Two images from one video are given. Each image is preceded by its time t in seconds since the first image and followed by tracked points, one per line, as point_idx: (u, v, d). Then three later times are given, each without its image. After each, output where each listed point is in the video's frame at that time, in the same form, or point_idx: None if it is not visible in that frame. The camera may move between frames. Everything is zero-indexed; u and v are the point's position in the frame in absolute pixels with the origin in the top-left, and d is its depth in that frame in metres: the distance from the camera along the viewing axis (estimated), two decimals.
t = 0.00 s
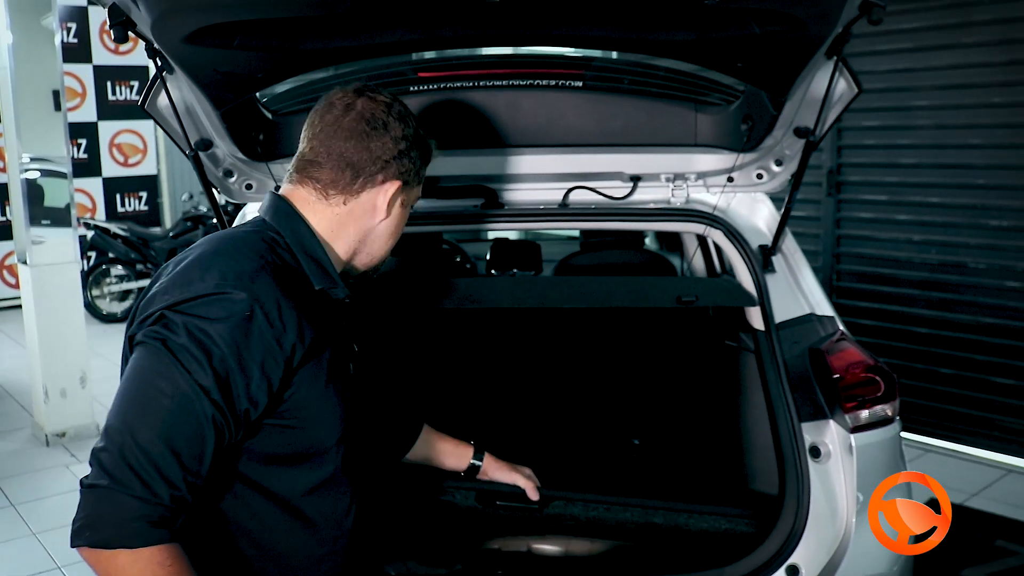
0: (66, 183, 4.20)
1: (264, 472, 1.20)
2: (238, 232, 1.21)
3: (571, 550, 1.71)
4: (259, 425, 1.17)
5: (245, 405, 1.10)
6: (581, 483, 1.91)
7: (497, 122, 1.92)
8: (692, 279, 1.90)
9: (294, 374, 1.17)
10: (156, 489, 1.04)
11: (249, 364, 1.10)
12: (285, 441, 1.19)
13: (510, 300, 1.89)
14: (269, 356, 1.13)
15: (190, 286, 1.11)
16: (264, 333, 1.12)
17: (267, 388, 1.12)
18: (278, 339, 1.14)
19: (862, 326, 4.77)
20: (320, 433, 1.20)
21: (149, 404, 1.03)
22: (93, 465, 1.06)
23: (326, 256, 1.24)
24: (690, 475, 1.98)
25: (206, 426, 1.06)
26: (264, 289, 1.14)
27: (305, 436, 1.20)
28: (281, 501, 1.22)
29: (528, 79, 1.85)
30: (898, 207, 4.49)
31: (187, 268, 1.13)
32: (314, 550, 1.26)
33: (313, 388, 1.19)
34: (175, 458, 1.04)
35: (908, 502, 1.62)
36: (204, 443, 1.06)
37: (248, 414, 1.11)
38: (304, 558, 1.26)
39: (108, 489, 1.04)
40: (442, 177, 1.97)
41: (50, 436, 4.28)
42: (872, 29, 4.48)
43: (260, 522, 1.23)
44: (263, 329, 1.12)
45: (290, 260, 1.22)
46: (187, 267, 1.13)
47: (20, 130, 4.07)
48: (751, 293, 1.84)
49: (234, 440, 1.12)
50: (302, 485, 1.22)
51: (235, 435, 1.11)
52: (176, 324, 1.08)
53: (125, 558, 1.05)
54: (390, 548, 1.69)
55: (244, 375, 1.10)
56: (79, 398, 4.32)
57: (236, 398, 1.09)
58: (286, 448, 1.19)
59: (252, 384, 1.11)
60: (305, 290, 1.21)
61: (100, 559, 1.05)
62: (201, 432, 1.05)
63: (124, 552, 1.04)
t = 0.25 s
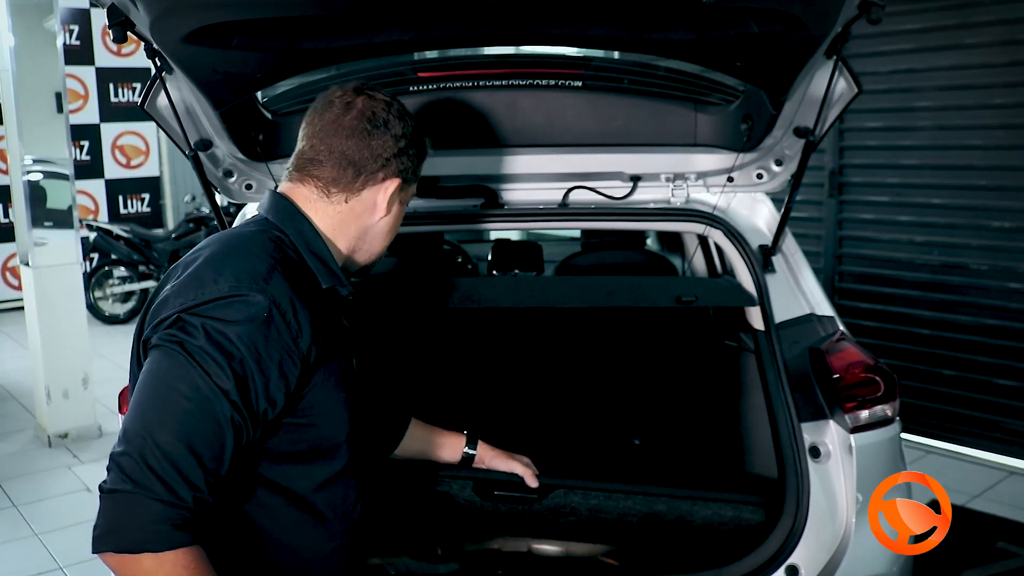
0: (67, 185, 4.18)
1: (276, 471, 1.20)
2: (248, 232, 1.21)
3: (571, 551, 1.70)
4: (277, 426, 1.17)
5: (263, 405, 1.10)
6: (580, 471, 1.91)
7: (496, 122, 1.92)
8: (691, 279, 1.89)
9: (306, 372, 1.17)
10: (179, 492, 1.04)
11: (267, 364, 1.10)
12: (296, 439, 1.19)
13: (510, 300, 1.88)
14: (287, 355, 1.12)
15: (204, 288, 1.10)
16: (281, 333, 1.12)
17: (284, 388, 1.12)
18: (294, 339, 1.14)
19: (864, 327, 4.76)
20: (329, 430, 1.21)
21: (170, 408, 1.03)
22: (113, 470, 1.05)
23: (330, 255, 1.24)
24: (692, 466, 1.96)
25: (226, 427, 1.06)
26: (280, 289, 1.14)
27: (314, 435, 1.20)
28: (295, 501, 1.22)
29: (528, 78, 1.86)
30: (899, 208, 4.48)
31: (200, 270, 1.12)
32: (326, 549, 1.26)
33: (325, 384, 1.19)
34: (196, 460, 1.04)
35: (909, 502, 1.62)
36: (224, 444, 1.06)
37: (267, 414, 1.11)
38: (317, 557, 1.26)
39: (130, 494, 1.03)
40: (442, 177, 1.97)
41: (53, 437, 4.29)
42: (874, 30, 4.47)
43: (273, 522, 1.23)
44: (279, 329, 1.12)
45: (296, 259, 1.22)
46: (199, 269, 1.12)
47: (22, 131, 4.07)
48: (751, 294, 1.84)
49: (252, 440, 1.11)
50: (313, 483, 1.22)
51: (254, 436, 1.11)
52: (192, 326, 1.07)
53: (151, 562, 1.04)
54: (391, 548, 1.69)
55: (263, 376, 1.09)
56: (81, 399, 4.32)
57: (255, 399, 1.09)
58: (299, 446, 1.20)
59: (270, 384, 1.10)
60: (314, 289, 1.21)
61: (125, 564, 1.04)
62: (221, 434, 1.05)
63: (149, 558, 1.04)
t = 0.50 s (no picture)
0: (69, 183, 4.18)
1: (274, 472, 1.20)
2: (238, 232, 1.21)
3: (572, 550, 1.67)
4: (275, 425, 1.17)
5: (259, 405, 1.10)
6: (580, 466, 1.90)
7: (497, 120, 1.92)
8: (692, 278, 1.88)
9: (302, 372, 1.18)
10: (177, 494, 1.04)
11: (261, 363, 1.10)
12: (294, 438, 1.20)
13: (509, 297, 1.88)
14: (281, 354, 1.13)
15: (196, 290, 1.10)
16: (274, 333, 1.12)
17: (279, 387, 1.12)
18: (288, 338, 1.14)
19: (866, 326, 4.76)
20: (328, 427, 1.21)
21: (166, 411, 1.03)
22: (110, 476, 1.05)
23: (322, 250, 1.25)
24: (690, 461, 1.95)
25: (222, 428, 1.06)
26: (273, 288, 1.14)
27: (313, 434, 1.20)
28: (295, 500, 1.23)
29: (528, 77, 1.84)
30: (901, 206, 4.48)
31: (192, 272, 1.12)
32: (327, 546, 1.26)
33: (322, 382, 1.20)
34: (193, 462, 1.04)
35: (908, 502, 1.61)
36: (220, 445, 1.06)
37: (262, 414, 1.11)
38: (319, 554, 1.26)
39: (128, 498, 1.03)
40: (443, 175, 1.98)
41: (55, 435, 4.30)
42: (875, 28, 4.47)
43: (273, 521, 1.23)
44: (273, 329, 1.12)
45: (288, 256, 1.22)
46: (190, 271, 1.12)
47: (24, 129, 4.08)
48: (751, 291, 1.84)
49: (249, 440, 1.12)
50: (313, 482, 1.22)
51: (250, 437, 1.11)
52: (185, 328, 1.07)
53: (152, 565, 1.04)
54: (391, 545, 1.70)
55: (257, 375, 1.10)
56: (83, 397, 4.34)
57: (250, 400, 1.09)
58: (297, 445, 1.20)
59: (264, 384, 1.11)
60: (307, 287, 1.22)
61: (127, 567, 1.05)
62: (217, 435, 1.06)
63: (151, 561, 1.04)
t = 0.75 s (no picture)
0: (71, 185, 4.19)
1: (262, 469, 1.21)
2: (232, 231, 1.22)
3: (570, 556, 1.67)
4: (258, 422, 1.18)
5: (242, 398, 1.10)
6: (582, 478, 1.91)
7: (497, 121, 1.93)
8: (694, 278, 1.88)
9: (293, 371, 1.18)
10: (156, 483, 1.03)
11: (245, 357, 1.10)
12: (283, 436, 1.20)
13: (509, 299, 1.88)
14: (266, 348, 1.12)
15: (185, 283, 1.11)
16: (260, 327, 1.12)
17: (264, 382, 1.12)
18: (275, 333, 1.14)
19: (867, 325, 4.76)
20: (320, 429, 1.21)
21: (147, 400, 1.03)
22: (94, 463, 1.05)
23: (321, 249, 1.25)
24: (691, 479, 1.97)
25: (204, 419, 1.05)
26: (260, 284, 1.14)
27: (303, 434, 1.20)
28: (283, 499, 1.23)
29: (527, 78, 1.84)
30: (902, 205, 4.48)
31: (182, 266, 1.13)
32: (312, 548, 1.26)
33: (314, 383, 1.20)
34: (173, 451, 1.03)
35: (908, 502, 1.61)
36: (201, 436, 1.05)
37: (246, 408, 1.11)
38: (303, 554, 1.26)
39: (107, 486, 1.02)
40: (443, 176, 1.98)
41: (58, 436, 4.31)
42: (876, 27, 4.47)
43: (258, 518, 1.23)
44: (259, 322, 1.12)
45: (284, 256, 1.23)
46: (182, 266, 1.13)
47: (26, 132, 4.09)
48: (752, 291, 1.85)
49: (233, 434, 1.11)
50: (301, 483, 1.22)
51: (234, 430, 1.10)
52: (171, 320, 1.08)
53: (128, 555, 1.03)
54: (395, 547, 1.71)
55: (242, 368, 1.09)
56: (86, 399, 4.34)
57: (234, 392, 1.09)
58: (285, 445, 1.20)
59: (249, 377, 1.10)
60: (299, 286, 1.22)
61: (103, 557, 1.03)
62: (199, 425, 1.05)
63: (126, 551, 1.03)
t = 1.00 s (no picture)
0: (74, 186, 4.20)
1: (257, 455, 1.21)
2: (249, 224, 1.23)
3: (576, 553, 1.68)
4: (251, 405, 1.17)
5: (239, 378, 1.09)
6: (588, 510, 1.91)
7: (499, 121, 1.93)
8: (696, 278, 1.88)
9: (292, 360, 1.17)
10: (146, 452, 1.02)
11: (245, 338, 1.10)
12: (280, 426, 1.19)
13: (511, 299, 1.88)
14: (267, 333, 1.12)
15: (195, 264, 1.12)
16: (262, 311, 1.12)
17: (261, 365, 1.12)
18: (276, 319, 1.13)
19: (870, 325, 4.75)
20: (314, 427, 1.20)
21: (144, 369, 1.03)
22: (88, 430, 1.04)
23: (336, 251, 1.26)
24: (704, 496, 1.98)
25: (199, 395, 1.05)
26: (266, 270, 1.15)
27: (299, 428, 1.20)
28: (277, 490, 1.23)
29: (528, 78, 1.85)
30: (904, 205, 4.48)
31: (194, 251, 1.14)
32: (305, 544, 1.26)
33: (314, 376, 1.19)
34: (165, 422, 1.03)
35: (908, 502, 1.60)
36: (195, 410, 1.05)
37: (242, 389, 1.10)
38: (295, 550, 1.26)
39: (98, 451, 1.02)
40: (443, 176, 1.98)
41: (60, 437, 4.31)
42: (878, 28, 4.47)
43: (251, 506, 1.24)
44: (261, 306, 1.12)
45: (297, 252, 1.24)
46: (195, 250, 1.14)
47: (29, 133, 4.10)
48: (754, 291, 1.85)
49: (226, 415, 1.10)
50: (296, 477, 1.22)
51: (228, 410, 1.10)
52: (176, 296, 1.08)
53: (109, 520, 1.02)
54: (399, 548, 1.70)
55: (241, 349, 1.09)
56: (88, 400, 4.34)
57: (232, 371, 1.09)
58: (281, 434, 1.20)
59: (247, 358, 1.10)
60: (309, 281, 1.22)
61: (84, 519, 1.02)
62: (193, 399, 1.05)
63: (107, 514, 1.02)
